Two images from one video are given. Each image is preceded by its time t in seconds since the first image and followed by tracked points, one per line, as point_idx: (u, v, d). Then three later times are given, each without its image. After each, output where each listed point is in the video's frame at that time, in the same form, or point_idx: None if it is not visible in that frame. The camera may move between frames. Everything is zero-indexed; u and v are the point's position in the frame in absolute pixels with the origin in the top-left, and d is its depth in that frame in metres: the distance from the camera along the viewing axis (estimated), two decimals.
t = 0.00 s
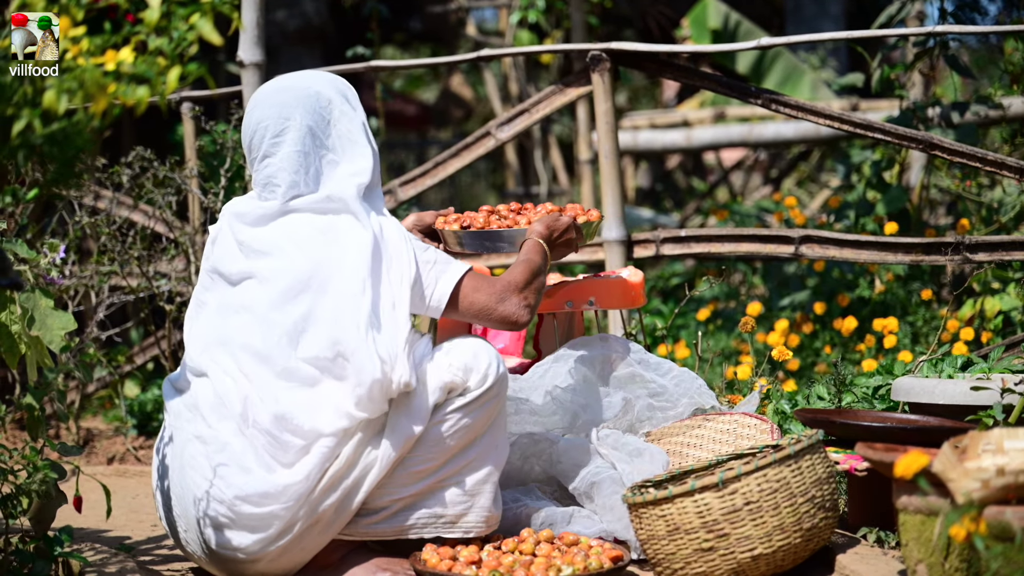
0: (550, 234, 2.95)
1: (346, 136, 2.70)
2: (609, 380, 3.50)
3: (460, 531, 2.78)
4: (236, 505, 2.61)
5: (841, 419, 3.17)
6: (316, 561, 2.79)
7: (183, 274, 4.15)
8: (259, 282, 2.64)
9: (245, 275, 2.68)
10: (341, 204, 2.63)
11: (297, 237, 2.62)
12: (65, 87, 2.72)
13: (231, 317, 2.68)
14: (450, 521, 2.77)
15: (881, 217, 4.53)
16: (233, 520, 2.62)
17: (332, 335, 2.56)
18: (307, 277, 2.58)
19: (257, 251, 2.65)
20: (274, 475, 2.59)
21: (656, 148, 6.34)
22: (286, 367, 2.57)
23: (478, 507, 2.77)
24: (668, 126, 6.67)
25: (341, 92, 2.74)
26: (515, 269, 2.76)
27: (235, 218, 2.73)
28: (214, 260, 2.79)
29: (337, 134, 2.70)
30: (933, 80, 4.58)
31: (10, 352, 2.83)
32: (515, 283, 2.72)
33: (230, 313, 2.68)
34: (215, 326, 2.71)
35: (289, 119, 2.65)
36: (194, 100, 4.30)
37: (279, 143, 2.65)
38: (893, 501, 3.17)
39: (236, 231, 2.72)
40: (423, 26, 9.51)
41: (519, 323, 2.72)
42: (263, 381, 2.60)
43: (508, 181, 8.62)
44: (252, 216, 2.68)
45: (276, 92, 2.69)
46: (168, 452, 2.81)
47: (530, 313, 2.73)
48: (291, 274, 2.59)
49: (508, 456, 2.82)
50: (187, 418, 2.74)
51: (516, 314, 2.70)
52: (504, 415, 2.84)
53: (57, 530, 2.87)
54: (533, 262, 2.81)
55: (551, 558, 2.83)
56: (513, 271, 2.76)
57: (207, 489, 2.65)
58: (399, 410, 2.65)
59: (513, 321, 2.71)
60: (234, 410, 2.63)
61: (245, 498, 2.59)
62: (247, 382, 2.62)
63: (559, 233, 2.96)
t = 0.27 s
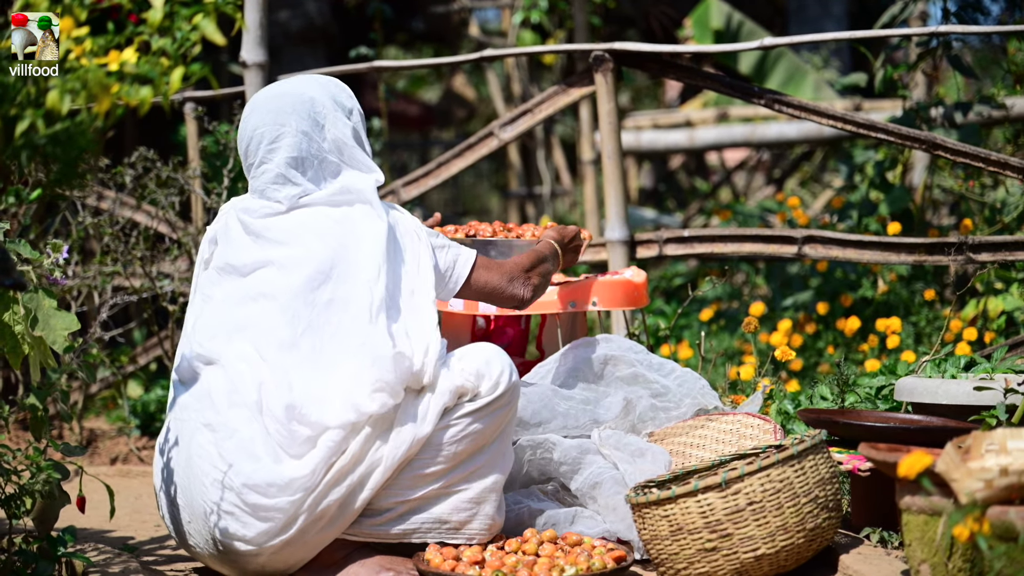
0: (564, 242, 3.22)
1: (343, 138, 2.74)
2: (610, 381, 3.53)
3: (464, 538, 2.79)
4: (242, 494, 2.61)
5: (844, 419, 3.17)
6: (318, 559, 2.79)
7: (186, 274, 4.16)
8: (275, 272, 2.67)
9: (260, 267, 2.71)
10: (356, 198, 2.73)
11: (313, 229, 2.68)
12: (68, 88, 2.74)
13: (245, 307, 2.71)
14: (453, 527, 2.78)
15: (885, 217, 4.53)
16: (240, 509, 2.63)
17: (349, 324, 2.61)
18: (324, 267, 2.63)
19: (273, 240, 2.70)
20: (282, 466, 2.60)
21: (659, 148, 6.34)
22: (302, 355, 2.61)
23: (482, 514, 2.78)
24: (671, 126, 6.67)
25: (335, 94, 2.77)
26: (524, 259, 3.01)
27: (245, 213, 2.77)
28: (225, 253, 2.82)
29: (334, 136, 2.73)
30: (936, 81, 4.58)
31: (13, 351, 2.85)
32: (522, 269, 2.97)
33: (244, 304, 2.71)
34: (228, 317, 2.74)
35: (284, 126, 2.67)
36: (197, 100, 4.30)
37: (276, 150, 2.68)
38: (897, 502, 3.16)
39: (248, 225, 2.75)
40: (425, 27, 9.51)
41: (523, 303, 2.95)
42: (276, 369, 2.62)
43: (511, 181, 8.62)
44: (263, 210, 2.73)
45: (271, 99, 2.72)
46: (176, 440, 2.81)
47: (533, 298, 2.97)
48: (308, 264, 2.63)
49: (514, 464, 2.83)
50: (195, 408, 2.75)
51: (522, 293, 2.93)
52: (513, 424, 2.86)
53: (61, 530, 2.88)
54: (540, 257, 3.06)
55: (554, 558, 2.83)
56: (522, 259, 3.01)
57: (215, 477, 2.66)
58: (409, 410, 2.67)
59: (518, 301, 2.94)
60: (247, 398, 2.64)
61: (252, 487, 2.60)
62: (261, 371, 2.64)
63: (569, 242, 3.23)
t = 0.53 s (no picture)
0: (574, 246, 3.30)
1: (353, 139, 2.76)
2: (613, 381, 3.54)
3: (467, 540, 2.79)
4: (247, 483, 2.61)
5: (847, 417, 3.17)
6: (321, 556, 2.79)
7: (189, 273, 4.17)
8: (286, 265, 2.70)
9: (272, 260, 2.74)
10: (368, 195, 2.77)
11: (325, 223, 2.71)
12: (72, 86, 2.72)
13: (256, 298, 2.73)
14: (458, 530, 2.78)
15: (888, 216, 4.53)
16: (244, 498, 2.63)
17: (360, 316, 2.64)
18: (336, 260, 2.66)
19: (285, 232, 2.73)
20: (287, 455, 2.60)
21: (662, 146, 6.34)
22: (313, 346, 2.64)
23: (487, 518, 2.78)
24: (673, 125, 6.67)
25: (346, 95, 2.79)
26: (531, 253, 3.08)
27: (258, 208, 2.80)
28: (237, 249, 2.84)
29: (344, 136, 2.75)
30: (939, 79, 4.58)
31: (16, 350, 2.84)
32: (529, 262, 3.03)
33: (256, 296, 2.74)
34: (239, 309, 2.76)
35: (295, 126, 2.70)
36: (200, 99, 4.30)
37: (286, 148, 2.71)
38: (900, 500, 3.16)
39: (260, 219, 2.78)
40: (427, 25, 9.50)
41: (529, 295, 3.00)
42: (285, 359, 2.63)
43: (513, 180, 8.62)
44: (276, 206, 2.76)
45: (283, 100, 2.75)
46: (184, 431, 2.82)
47: (539, 291, 3.03)
48: (319, 257, 2.66)
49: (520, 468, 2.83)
50: (203, 398, 2.76)
51: (529, 286, 2.99)
52: (522, 429, 2.85)
53: (64, 529, 2.87)
54: (548, 254, 3.13)
55: (558, 557, 2.83)
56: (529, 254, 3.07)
57: (221, 466, 2.66)
58: (417, 409, 2.69)
59: (524, 293, 3.00)
60: (255, 386, 2.65)
61: (258, 474, 2.60)
62: (270, 361, 2.65)
63: (579, 247, 3.32)
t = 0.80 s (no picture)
0: (578, 246, 3.32)
1: (364, 139, 2.79)
2: (615, 378, 3.53)
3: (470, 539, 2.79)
4: (250, 480, 2.62)
5: (850, 415, 3.17)
6: (324, 554, 2.79)
7: (191, 271, 4.18)
8: (295, 263, 2.72)
9: (280, 259, 2.75)
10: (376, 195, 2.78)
11: (334, 222, 2.72)
12: (74, 84, 2.72)
13: (263, 296, 2.74)
14: (460, 529, 2.78)
15: (890, 213, 4.53)
16: (247, 495, 2.63)
17: (367, 315, 2.64)
18: (345, 258, 2.67)
19: (293, 232, 2.74)
20: (291, 453, 2.60)
21: (664, 144, 6.34)
22: (321, 344, 2.65)
23: (490, 517, 2.78)
24: (676, 122, 6.66)
25: (358, 96, 2.82)
26: (535, 250, 3.09)
27: (267, 207, 2.81)
28: (245, 247, 2.85)
29: (354, 136, 2.78)
30: (941, 76, 4.57)
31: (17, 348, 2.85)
32: (534, 259, 3.04)
33: (263, 294, 2.75)
34: (246, 306, 2.77)
35: (306, 124, 2.73)
36: (202, 96, 4.30)
37: (296, 146, 2.73)
38: (902, 498, 3.16)
39: (268, 217, 2.79)
40: (429, 23, 9.50)
41: (535, 291, 3.01)
42: (292, 356, 2.64)
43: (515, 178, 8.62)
44: (285, 204, 2.78)
45: (295, 99, 2.78)
46: (187, 429, 2.82)
47: (544, 287, 3.04)
48: (328, 255, 2.67)
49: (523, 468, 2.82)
50: (209, 394, 2.76)
51: (535, 281, 3.00)
52: (526, 428, 2.84)
53: (66, 527, 2.87)
54: (552, 251, 3.14)
55: (560, 554, 2.83)
56: (533, 250, 3.08)
57: (225, 463, 2.66)
58: (419, 408, 2.69)
59: (530, 289, 3.01)
60: (260, 383, 2.65)
61: (261, 471, 2.60)
62: (276, 358, 2.65)
63: (581, 246, 3.34)
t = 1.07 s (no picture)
0: (582, 239, 3.32)
1: (366, 135, 2.78)
2: (617, 374, 3.52)
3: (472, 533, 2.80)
4: (253, 477, 2.62)
5: (852, 410, 3.17)
6: (326, 550, 2.78)
7: (193, 266, 4.18)
8: (299, 259, 2.72)
9: (284, 255, 2.75)
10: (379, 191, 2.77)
11: (338, 219, 2.73)
12: (76, 79, 2.73)
13: (267, 292, 2.74)
14: (462, 524, 2.78)
15: (892, 209, 4.53)
16: (250, 492, 2.63)
17: (371, 312, 2.65)
18: (350, 255, 2.67)
19: (297, 228, 2.74)
20: (294, 450, 2.60)
21: (666, 140, 6.34)
22: (325, 340, 2.65)
23: (492, 512, 2.78)
24: (678, 117, 6.66)
25: (361, 92, 2.81)
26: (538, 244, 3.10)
27: (271, 203, 2.81)
28: (249, 243, 2.85)
29: (357, 133, 2.77)
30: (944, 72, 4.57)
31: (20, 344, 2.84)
32: (537, 252, 3.05)
33: (267, 290, 2.75)
34: (250, 301, 2.77)
35: (309, 122, 2.73)
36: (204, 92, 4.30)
37: (298, 144, 2.73)
38: (905, 493, 3.16)
39: (273, 213, 2.80)
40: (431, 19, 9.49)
41: (537, 284, 3.03)
42: (296, 352, 2.64)
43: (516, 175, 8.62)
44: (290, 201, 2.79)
45: (299, 96, 2.78)
46: (190, 425, 2.82)
47: (546, 280, 3.06)
48: (333, 252, 2.68)
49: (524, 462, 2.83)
50: (212, 390, 2.76)
51: (537, 275, 3.02)
52: (526, 422, 2.85)
53: (69, 522, 2.86)
54: (555, 245, 3.15)
55: (562, 550, 2.82)
56: (536, 244, 3.09)
57: (228, 459, 2.66)
58: (421, 403, 2.68)
59: (532, 283, 3.02)
60: (263, 380, 2.65)
61: (264, 469, 2.60)
62: (279, 355, 2.66)
63: (586, 239, 3.34)
